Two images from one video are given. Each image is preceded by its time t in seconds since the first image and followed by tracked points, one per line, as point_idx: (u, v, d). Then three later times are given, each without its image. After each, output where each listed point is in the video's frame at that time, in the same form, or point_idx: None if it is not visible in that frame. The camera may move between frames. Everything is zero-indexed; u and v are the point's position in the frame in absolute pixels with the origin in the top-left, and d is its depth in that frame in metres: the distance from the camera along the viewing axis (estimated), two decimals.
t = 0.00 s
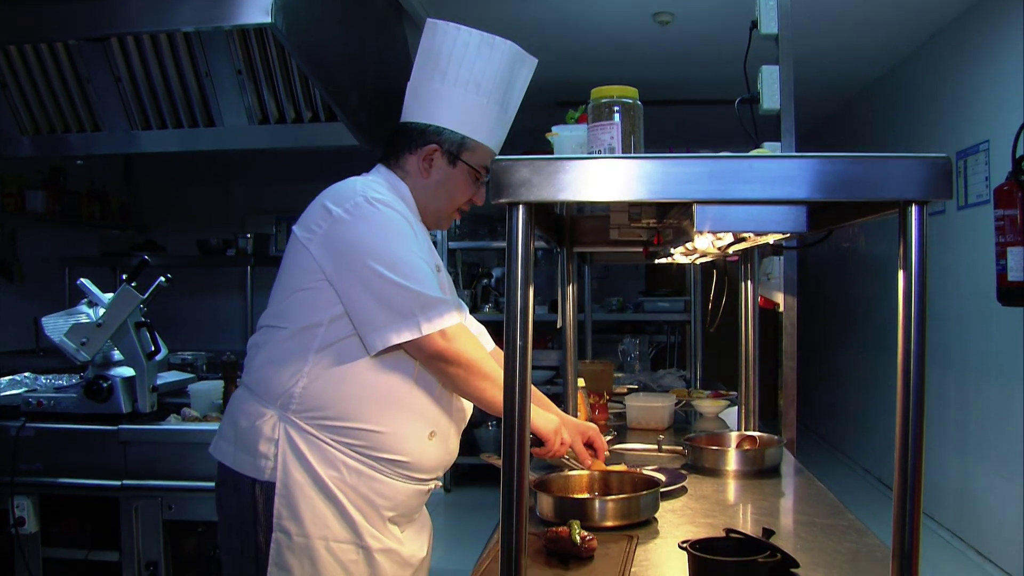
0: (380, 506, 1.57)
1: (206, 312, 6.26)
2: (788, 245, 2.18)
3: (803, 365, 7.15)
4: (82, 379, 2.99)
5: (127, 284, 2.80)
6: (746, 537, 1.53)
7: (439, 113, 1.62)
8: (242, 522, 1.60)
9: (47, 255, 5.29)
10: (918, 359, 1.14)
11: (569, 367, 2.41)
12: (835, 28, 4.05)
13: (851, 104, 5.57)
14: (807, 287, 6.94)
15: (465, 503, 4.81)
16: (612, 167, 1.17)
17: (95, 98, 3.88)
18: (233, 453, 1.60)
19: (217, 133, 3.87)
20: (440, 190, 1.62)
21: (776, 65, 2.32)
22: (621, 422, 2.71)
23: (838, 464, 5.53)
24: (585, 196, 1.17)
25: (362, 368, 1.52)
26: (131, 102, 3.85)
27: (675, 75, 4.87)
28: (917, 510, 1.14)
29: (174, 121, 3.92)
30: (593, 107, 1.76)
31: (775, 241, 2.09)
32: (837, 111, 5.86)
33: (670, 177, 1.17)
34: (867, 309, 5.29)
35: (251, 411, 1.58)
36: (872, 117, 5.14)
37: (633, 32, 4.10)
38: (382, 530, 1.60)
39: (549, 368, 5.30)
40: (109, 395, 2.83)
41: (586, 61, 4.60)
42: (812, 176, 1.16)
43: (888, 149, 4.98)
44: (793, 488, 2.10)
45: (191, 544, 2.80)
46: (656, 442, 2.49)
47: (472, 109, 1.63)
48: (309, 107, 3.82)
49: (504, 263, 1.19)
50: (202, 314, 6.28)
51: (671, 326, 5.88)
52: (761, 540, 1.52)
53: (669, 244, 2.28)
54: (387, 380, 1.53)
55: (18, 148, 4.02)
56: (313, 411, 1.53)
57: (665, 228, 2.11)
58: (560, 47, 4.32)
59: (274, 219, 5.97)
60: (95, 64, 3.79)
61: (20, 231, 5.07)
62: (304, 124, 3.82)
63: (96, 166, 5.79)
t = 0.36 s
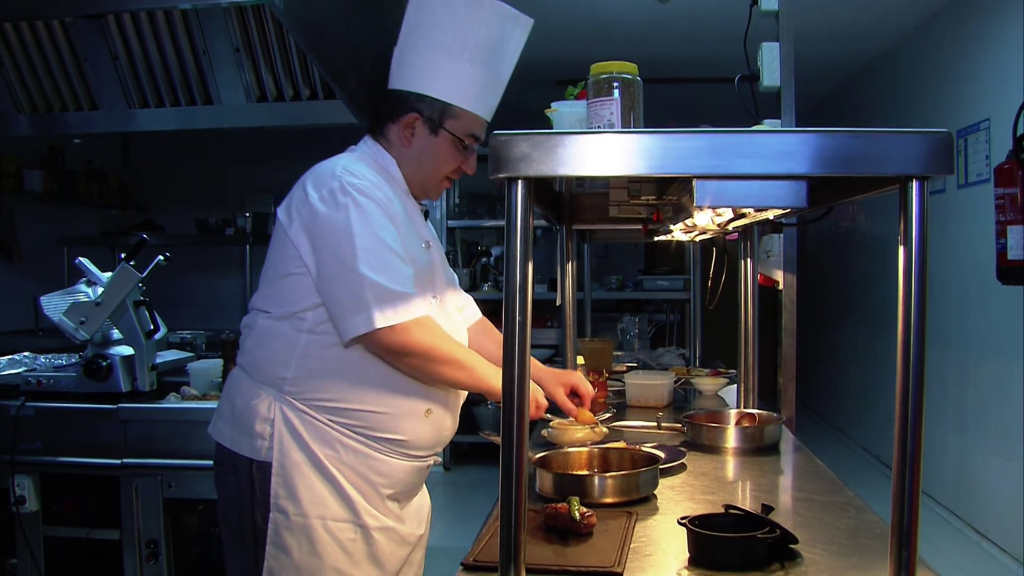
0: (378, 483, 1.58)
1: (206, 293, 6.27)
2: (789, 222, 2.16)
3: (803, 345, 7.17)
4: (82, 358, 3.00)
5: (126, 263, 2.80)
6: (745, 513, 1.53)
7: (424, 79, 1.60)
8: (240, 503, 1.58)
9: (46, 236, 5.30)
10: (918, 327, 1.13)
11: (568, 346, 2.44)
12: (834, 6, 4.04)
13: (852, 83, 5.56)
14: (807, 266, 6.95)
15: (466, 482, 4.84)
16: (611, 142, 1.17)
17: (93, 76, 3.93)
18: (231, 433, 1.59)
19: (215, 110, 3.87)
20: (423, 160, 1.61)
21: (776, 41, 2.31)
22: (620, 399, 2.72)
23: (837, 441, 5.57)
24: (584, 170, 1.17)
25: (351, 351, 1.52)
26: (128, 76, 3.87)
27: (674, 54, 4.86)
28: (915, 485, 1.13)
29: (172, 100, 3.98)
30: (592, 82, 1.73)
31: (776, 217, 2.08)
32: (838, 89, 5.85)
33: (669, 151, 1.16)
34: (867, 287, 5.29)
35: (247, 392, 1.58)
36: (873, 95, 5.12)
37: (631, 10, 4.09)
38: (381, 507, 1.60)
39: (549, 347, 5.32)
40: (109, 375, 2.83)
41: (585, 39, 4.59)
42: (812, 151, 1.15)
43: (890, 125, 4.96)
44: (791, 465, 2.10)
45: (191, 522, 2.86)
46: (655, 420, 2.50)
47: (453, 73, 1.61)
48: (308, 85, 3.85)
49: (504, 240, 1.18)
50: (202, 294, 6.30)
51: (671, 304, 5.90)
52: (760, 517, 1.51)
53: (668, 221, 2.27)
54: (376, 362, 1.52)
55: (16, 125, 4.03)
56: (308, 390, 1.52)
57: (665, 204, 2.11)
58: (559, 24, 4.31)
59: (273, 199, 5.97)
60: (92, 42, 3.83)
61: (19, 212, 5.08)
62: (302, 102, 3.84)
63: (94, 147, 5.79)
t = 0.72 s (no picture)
0: (351, 483, 1.55)
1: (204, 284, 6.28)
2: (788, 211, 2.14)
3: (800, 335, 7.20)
4: (79, 347, 3.01)
5: (123, 252, 2.80)
6: (744, 502, 1.53)
7: (378, 45, 1.46)
8: (219, 503, 1.55)
9: (44, 227, 5.31)
10: (915, 312, 1.13)
11: (567, 335, 2.43)
12: None
13: (850, 74, 5.56)
14: (805, 257, 6.97)
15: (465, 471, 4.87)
16: (608, 131, 1.16)
17: (90, 67, 4.31)
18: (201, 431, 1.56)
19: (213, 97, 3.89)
20: (373, 137, 1.47)
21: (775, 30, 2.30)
22: (618, 389, 2.72)
23: (833, 431, 5.59)
24: (581, 159, 1.16)
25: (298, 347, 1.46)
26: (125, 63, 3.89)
27: (672, 44, 4.86)
28: (913, 473, 1.13)
29: (170, 88, 4.32)
30: (590, 70, 1.72)
31: (773, 206, 2.07)
32: (835, 80, 5.86)
33: (665, 140, 1.16)
34: (864, 277, 5.30)
35: (214, 388, 1.55)
36: (872, 85, 5.11)
37: None
38: (355, 507, 1.56)
39: (547, 336, 5.34)
40: (106, 364, 2.85)
41: (583, 29, 4.59)
42: (811, 139, 1.15)
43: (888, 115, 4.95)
44: (789, 454, 2.10)
45: (191, 512, 2.97)
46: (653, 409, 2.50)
47: (404, 39, 1.45)
48: (305, 75, 4.18)
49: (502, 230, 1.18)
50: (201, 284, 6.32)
51: (669, 294, 5.92)
52: (759, 505, 1.51)
53: (666, 211, 2.26)
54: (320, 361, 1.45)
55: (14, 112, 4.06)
56: (270, 390, 1.48)
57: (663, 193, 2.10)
58: (556, 14, 4.32)
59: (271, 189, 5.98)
60: (88, 31, 4.20)
61: (17, 203, 5.09)
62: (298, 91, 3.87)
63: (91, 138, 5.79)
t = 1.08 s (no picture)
0: (292, 508, 1.47)
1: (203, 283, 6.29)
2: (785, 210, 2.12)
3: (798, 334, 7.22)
4: (76, 347, 3.01)
5: (121, 252, 2.81)
6: (741, 501, 1.53)
7: (358, 45, 1.43)
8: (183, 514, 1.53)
9: (41, 226, 5.31)
10: (912, 312, 1.12)
11: (564, 334, 2.44)
12: None
13: (849, 74, 5.57)
14: (803, 256, 6.98)
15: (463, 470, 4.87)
16: (605, 131, 1.16)
17: (87, 66, 4.31)
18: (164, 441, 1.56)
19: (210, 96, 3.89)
20: (348, 140, 1.43)
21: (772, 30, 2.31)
22: (615, 388, 2.72)
23: (832, 430, 5.60)
24: (580, 158, 1.16)
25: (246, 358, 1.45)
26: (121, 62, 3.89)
27: (670, 43, 4.87)
28: (910, 473, 1.13)
29: (169, 88, 4.31)
30: (587, 69, 1.71)
31: (771, 205, 2.07)
32: (833, 79, 5.87)
33: (661, 139, 1.16)
34: (861, 276, 5.31)
35: (174, 397, 1.56)
36: (869, 85, 5.12)
37: None
38: (301, 534, 1.48)
39: (546, 336, 5.34)
40: (104, 364, 2.87)
41: (582, 29, 4.60)
42: (809, 139, 1.15)
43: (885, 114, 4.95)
44: (786, 453, 2.10)
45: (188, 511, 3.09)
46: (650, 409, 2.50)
47: (386, 38, 1.43)
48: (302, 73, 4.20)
49: (499, 229, 1.17)
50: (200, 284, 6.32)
51: (667, 294, 5.93)
52: (757, 505, 1.51)
53: (664, 210, 2.26)
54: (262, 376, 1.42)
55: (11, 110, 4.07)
56: (215, 403, 1.46)
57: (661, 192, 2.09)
58: (555, 13, 4.33)
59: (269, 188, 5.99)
60: (85, 29, 4.17)
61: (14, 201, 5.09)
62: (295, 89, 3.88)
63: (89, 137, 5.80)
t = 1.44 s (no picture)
0: (300, 510, 1.47)
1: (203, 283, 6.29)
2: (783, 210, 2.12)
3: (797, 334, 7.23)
4: (75, 347, 3.01)
5: (120, 252, 2.81)
6: (741, 501, 1.53)
7: (387, 51, 1.37)
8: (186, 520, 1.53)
9: (40, 226, 5.31)
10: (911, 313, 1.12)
11: (563, 334, 2.43)
12: None
13: (847, 74, 5.58)
14: (802, 256, 6.99)
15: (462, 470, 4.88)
16: (604, 131, 1.16)
17: (86, 65, 4.31)
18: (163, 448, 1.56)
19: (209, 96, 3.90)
20: (384, 147, 1.41)
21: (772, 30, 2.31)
22: (615, 388, 2.72)
23: (830, 430, 5.61)
24: (579, 159, 1.16)
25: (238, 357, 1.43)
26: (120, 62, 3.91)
27: (668, 43, 4.88)
28: (909, 473, 1.13)
29: (168, 88, 4.33)
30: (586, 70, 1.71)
31: (769, 206, 2.07)
32: (832, 79, 5.88)
33: (662, 138, 1.16)
34: (860, 276, 5.32)
35: (173, 402, 1.55)
36: (869, 85, 5.12)
37: None
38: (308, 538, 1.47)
39: (545, 336, 5.34)
40: (103, 364, 2.87)
41: (581, 30, 4.61)
42: (808, 139, 1.15)
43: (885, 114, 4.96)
44: (785, 453, 2.10)
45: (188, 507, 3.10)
46: (649, 409, 2.51)
47: (415, 42, 1.39)
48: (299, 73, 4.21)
49: (498, 230, 1.17)
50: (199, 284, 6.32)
51: (665, 293, 5.94)
52: (756, 505, 1.51)
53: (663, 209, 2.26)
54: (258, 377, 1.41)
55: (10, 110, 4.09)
56: (217, 407, 1.46)
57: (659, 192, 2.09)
58: (554, 14, 4.33)
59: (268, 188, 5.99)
60: (84, 29, 4.18)
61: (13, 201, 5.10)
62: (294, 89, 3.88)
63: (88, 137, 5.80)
